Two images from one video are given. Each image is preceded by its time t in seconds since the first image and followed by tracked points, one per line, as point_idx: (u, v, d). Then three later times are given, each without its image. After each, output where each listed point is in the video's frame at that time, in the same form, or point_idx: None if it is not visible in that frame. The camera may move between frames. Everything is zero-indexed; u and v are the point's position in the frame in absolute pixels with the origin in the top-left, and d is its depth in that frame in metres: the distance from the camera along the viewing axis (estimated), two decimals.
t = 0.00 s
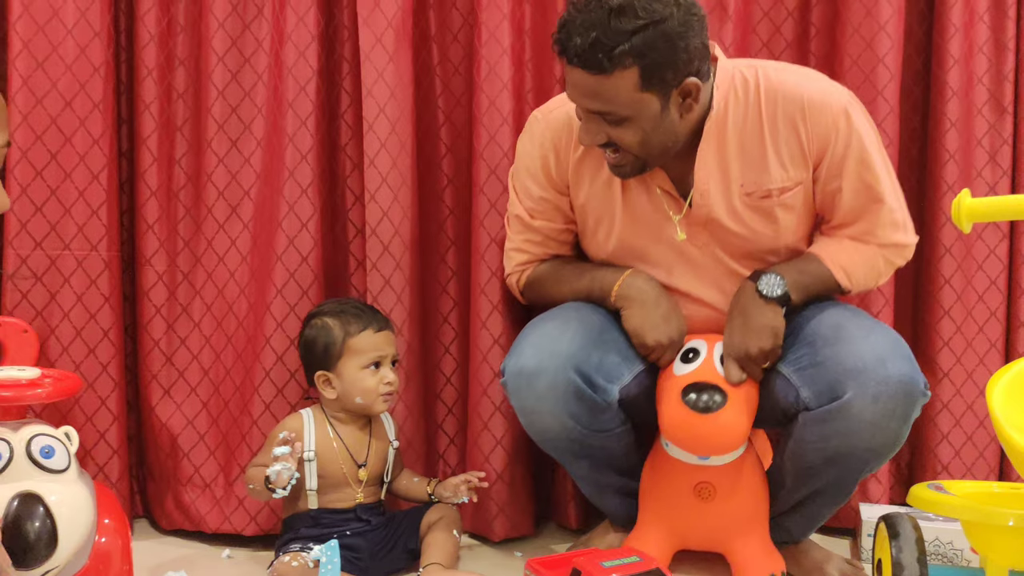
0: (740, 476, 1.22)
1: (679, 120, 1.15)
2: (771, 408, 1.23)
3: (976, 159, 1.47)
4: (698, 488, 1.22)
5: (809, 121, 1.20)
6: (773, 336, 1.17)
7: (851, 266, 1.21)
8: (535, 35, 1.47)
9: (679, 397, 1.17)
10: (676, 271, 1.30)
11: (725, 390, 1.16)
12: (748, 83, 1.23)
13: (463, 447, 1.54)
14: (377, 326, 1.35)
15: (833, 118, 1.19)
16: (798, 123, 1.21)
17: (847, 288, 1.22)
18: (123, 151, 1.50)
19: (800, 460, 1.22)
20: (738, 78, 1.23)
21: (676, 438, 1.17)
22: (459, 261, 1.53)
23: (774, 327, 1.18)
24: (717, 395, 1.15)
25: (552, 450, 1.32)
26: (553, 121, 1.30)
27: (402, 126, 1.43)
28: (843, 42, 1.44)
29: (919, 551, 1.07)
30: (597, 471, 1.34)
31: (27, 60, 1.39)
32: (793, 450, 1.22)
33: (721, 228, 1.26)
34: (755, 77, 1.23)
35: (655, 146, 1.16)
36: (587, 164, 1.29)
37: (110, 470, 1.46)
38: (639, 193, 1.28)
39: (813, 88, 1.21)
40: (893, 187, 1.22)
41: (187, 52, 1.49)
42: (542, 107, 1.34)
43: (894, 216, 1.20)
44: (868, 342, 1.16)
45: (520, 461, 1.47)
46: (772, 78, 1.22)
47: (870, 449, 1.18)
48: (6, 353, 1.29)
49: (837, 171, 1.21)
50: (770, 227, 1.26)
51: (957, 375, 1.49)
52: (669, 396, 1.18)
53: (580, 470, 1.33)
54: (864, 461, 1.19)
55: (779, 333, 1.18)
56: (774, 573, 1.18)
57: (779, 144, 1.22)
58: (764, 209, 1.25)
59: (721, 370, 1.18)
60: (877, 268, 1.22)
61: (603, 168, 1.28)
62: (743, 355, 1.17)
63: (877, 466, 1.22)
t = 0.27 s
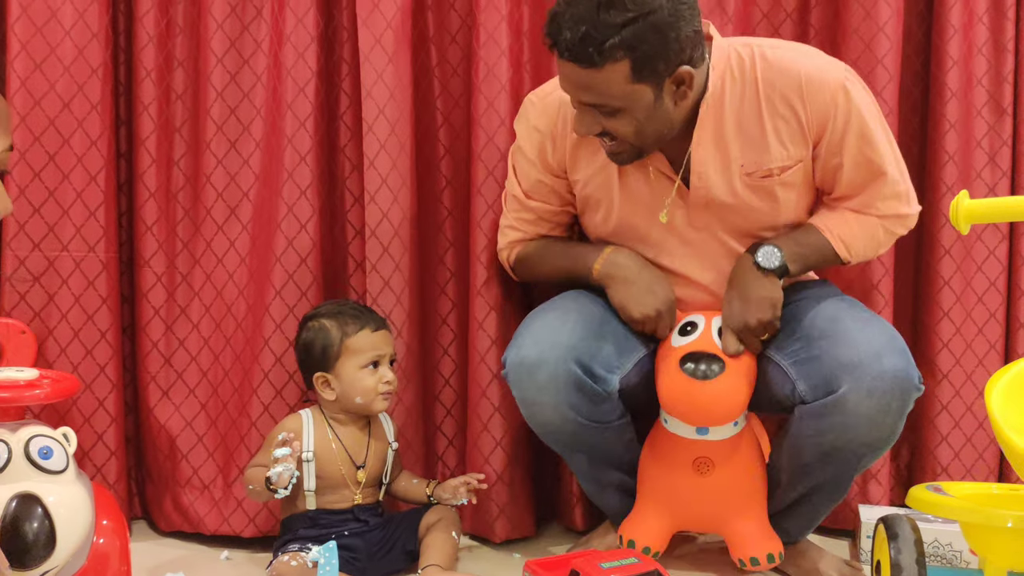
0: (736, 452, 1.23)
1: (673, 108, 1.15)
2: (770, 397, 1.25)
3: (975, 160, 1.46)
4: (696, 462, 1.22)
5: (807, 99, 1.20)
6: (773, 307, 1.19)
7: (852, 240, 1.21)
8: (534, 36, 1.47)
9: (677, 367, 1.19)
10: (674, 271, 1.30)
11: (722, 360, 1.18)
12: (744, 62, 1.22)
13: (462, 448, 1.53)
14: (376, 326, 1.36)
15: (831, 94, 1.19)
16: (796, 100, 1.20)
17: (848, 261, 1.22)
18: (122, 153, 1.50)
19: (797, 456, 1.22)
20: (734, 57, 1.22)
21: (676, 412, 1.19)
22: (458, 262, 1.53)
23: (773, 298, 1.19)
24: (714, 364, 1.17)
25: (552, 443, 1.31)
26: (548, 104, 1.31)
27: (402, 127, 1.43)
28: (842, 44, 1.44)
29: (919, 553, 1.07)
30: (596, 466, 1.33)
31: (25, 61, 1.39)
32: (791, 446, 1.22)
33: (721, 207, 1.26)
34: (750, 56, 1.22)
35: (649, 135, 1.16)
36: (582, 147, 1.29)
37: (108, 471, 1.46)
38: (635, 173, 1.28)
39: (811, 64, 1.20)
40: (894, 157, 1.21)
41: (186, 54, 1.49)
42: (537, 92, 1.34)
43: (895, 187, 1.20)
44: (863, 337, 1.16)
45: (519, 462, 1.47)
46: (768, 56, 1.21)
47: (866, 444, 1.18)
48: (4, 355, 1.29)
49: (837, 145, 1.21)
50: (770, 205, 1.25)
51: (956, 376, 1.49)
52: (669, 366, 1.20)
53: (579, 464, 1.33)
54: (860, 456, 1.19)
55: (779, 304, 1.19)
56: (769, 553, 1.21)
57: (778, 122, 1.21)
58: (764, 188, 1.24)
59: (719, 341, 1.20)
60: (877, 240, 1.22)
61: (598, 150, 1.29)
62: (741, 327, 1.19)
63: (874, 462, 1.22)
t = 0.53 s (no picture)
0: (736, 471, 1.22)
1: (674, 119, 1.15)
2: (765, 416, 1.23)
3: (975, 162, 1.47)
4: (695, 485, 1.22)
5: (806, 114, 1.20)
6: (772, 325, 1.18)
7: (849, 260, 1.21)
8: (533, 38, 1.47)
9: (674, 389, 1.18)
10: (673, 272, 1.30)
11: (720, 380, 1.17)
12: (743, 76, 1.22)
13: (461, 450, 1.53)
14: (366, 327, 1.35)
15: (829, 111, 1.19)
16: (795, 117, 1.20)
17: (844, 281, 1.22)
18: (121, 154, 1.50)
19: (796, 467, 1.22)
20: (733, 71, 1.22)
21: (673, 433, 1.18)
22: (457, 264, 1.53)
23: (772, 315, 1.18)
24: (712, 386, 1.16)
25: (551, 455, 1.32)
26: (543, 117, 1.31)
27: (401, 129, 1.43)
28: (842, 45, 1.44)
29: (917, 555, 1.07)
30: (597, 476, 1.34)
31: (25, 63, 1.39)
32: (788, 458, 1.22)
33: (718, 222, 1.26)
34: (749, 71, 1.22)
35: (651, 146, 1.16)
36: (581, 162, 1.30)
37: (107, 472, 1.46)
38: (631, 187, 1.28)
39: (809, 80, 1.20)
40: (889, 175, 1.22)
41: (185, 55, 1.49)
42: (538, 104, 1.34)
43: (891, 206, 1.20)
44: (861, 349, 1.16)
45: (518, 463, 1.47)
46: (768, 72, 1.21)
47: (865, 455, 1.18)
48: (3, 356, 1.29)
49: (834, 163, 1.21)
50: (767, 220, 1.25)
51: (956, 378, 1.49)
52: (665, 387, 1.20)
53: (578, 473, 1.33)
54: (859, 467, 1.19)
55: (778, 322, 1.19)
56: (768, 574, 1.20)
57: (777, 138, 1.21)
58: (762, 203, 1.23)
59: (717, 362, 1.19)
60: (873, 258, 1.22)
61: (592, 160, 1.29)
62: (740, 346, 1.18)
63: (872, 471, 1.22)
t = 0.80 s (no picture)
0: (736, 487, 1.21)
1: (678, 136, 1.15)
2: (766, 426, 1.23)
3: (976, 162, 1.46)
4: (695, 500, 1.22)
5: (804, 140, 1.19)
6: (769, 347, 1.17)
7: (848, 284, 1.20)
8: (534, 38, 1.47)
9: (670, 410, 1.16)
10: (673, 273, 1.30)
11: (717, 402, 1.15)
12: (743, 100, 1.22)
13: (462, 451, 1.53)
14: (359, 328, 1.35)
15: (828, 137, 1.19)
16: (794, 142, 1.20)
17: (842, 307, 1.21)
18: (122, 153, 1.50)
19: (799, 471, 1.22)
20: (733, 95, 1.22)
21: (669, 453, 1.17)
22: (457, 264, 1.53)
23: (771, 338, 1.17)
24: (710, 407, 1.14)
25: (550, 464, 1.32)
26: (545, 138, 1.33)
27: (402, 129, 1.43)
28: (843, 44, 1.44)
29: (918, 556, 1.06)
30: (595, 482, 1.33)
31: (25, 62, 1.39)
32: (791, 464, 1.22)
33: (713, 249, 1.26)
34: (749, 95, 1.22)
35: (655, 163, 1.16)
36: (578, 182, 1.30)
37: (107, 472, 1.46)
38: (631, 210, 1.28)
39: (808, 106, 1.20)
40: (887, 206, 1.21)
41: (185, 54, 1.48)
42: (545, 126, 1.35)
43: (889, 237, 1.20)
44: (864, 353, 1.16)
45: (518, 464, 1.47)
46: (768, 96, 1.21)
47: (867, 460, 1.18)
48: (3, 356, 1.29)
49: (832, 191, 1.20)
50: (764, 245, 1.24)
51: (957, 379, 1.49)
52: (662, 407, 1.18)
53: (577, 481, 1.33)
54: (861, 471, 1.19)
55: (776, 345, 1.17)
56: None
57: (775, 163, 1.21)
58: (759, 227, 1.23)
59: (715, 382, 1.18)
60: (873, 286, 1.21)
61: (593, 183, 1.29)
62: (738, 366, 1.17)
63: (874, 475, 1.22)
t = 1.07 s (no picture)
0: (735, 466, 1.22)
1: (684, 129, 1.16)
2: (765, 409, 1.24)
3: (976, 160, 1.47)
4: (695, 484, 1.22)
5: (801, 126, 1.20)
6: (766, 334, 1.18)
7: (847, 266, 1.21)
8: (534, 36, 1.48)
9: (670, 395, 1.17)
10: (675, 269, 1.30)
11: (716, 386, 1.16)
12: (739, 88, 1.23)
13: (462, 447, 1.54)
14: (350, 325, 1.35)
15: (824, 122, 1.19)
16: (790, 127, 1.20)
17: (841, 289, 1.22)
18: (124, 151, 1.51)
19: (793, 458, 1.22)
20: (729, 83, 1.23)
21: (670, 438, 1.17)
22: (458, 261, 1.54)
23: (768, 325, 1.18)
24: (708, 392, 1.15)
25: (550, 447, 1.32)
26: (543, 136, 1.32)
27: (404, 127, 1.43)
28: (844, 42, 1.44)
29: (918, 551, 1.07)
30: (592, 468, 1.34)
31: (28, 60, 1.39)
32: (786, 451, 1.22)
33: (715, 237, 1.26)
34: (745, 82, 1.23)
35: (661, 156, 1.16)
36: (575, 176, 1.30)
37: (109, 468, 1.46)
38: (632, 203, 1.28)
39: (804, 92, 1.21)
40: (886, 187, 1.22)
41: (187, 52, 1.49)
42: (543, 121, 1.35)
43: (889, 218, 1.21)
44: (857, 340, 1.17)
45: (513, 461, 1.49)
46: (764, 83, 1.22)
47: (860, 446, 1.18)
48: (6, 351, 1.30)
49: (830, 174, 1.21)
50: (764, 230, 1.25)
51: (957, 376, 1.50)
52: (660, 392, 1.19)
53: (577, 466, 1.34)
54: (855, 458, 1.19)
55: (773, 330, 1.19)
56: (774, 572, 1.18)
57: (772, 149, 1.22)
58: (759, 213, 1.24)
59: (713, 367, 1.18)
60: (872, 268, 1.22)
61: (594, 178, 1.29)
62: (735, 352, 1.17)
63: (870, 463, 1.22)
